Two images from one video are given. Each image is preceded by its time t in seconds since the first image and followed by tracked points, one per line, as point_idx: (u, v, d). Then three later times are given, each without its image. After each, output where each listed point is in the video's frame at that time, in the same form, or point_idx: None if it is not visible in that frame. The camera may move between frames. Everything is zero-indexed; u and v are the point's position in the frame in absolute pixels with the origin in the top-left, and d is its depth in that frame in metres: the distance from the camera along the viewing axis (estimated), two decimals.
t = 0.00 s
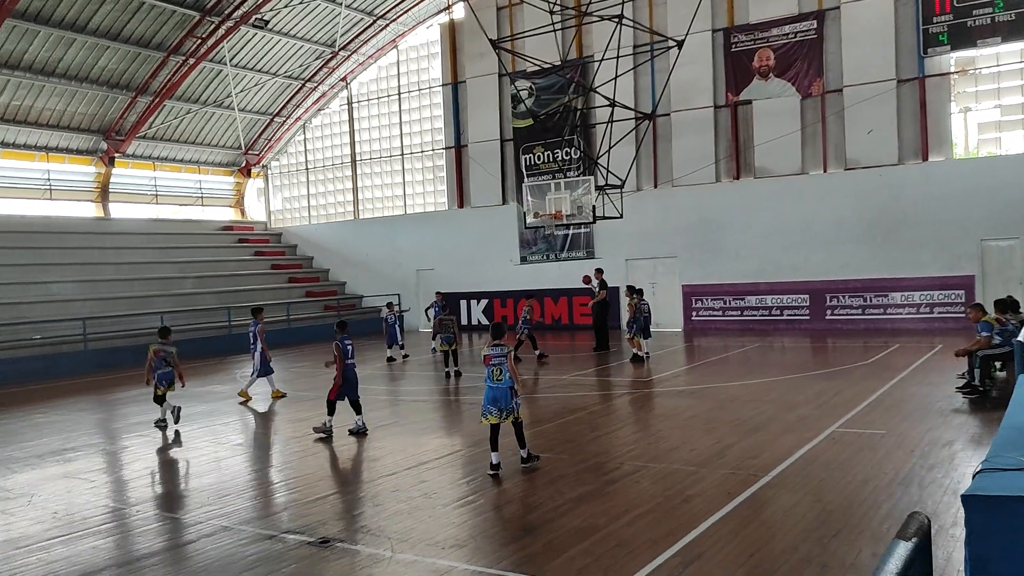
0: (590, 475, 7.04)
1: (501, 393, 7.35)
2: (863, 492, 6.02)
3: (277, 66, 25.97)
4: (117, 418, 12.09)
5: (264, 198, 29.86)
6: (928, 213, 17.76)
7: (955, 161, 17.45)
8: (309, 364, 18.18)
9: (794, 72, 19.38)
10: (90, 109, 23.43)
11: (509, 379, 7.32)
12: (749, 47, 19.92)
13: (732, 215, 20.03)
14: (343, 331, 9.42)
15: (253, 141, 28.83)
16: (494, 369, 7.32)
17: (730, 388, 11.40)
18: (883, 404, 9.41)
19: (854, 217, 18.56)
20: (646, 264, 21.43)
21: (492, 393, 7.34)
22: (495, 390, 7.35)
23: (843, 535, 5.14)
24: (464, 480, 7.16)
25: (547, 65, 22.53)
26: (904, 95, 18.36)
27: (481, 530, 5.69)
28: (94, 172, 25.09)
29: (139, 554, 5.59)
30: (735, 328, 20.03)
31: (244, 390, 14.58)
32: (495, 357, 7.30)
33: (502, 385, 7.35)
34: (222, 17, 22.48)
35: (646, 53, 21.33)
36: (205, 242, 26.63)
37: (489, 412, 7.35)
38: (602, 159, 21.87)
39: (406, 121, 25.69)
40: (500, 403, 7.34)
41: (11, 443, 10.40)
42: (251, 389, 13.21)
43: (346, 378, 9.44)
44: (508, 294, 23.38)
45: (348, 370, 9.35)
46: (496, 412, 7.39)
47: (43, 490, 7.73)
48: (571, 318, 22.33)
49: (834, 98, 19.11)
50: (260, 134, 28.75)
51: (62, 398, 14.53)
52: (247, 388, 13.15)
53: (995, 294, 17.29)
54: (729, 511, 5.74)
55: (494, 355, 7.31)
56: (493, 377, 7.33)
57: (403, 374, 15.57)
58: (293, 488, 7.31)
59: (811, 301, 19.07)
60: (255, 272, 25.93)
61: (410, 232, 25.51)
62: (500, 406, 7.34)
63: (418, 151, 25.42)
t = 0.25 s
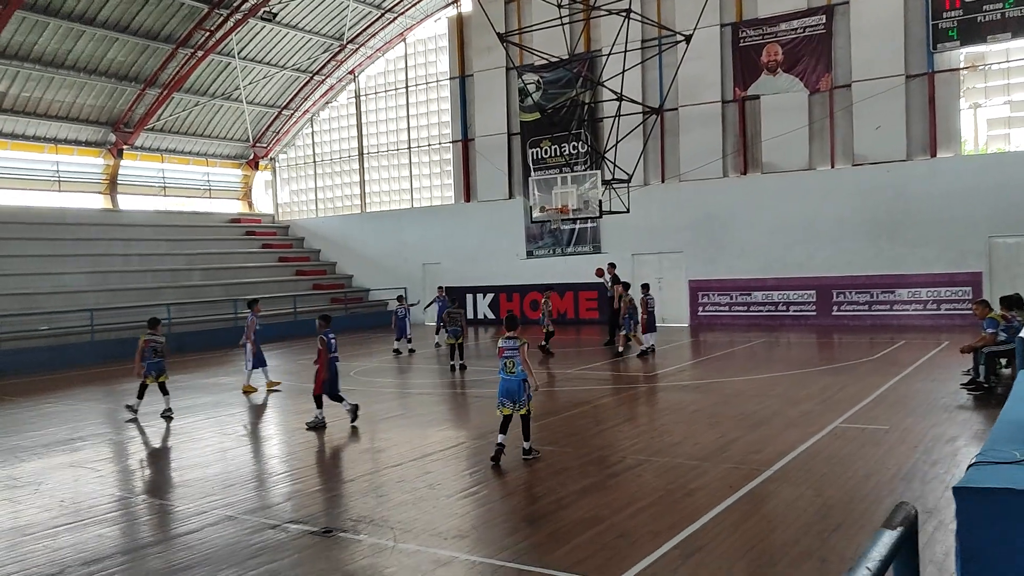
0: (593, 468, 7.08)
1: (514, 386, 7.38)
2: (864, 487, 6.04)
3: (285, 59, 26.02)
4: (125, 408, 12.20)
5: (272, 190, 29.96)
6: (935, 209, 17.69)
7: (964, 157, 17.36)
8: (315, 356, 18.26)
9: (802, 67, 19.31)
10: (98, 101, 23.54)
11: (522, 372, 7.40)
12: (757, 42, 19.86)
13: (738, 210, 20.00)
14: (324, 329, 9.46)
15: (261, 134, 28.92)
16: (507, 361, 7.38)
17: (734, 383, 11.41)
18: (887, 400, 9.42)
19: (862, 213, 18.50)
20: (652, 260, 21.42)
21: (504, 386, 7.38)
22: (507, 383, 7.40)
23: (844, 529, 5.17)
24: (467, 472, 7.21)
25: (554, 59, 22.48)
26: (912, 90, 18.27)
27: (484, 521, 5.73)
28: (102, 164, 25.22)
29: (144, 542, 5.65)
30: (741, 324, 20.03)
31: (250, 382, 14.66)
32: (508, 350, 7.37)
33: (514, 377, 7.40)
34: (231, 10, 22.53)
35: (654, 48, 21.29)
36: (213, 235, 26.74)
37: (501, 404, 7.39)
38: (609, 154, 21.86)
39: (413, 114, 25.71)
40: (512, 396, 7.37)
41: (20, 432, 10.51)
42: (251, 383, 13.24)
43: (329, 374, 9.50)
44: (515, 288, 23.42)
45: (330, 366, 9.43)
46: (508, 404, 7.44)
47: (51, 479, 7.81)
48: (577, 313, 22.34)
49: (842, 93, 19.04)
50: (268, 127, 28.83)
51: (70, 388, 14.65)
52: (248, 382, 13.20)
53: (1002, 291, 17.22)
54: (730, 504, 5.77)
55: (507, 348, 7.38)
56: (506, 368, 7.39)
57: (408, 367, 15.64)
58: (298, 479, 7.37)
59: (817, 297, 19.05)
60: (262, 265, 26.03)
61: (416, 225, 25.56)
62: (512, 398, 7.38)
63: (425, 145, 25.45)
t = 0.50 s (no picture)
0: (592, 463, 7.10)
1: (520, 378, 7.40)
2: (862, 483, 6.06)
3: (289, 53, 26.02)
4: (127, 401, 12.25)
5: (275, 184, 29.99)
6: (938, 207, 17.66)
7: (967, 155, 17.32)
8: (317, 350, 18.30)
9: (806, 63, 19.27)
10: (102, 95, 23.58)
11: (527, 364, 7.39)
12: (761, 38, 19.82)
13: (741, 207, 19.99)
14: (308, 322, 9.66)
15: (264, 128, 28.94)
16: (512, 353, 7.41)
17: (735, 380, 11.42)
18: (887, 397, 9.43)
19: (864, 210, 18.48)
20: (655, 256, 21.43)
21: (510, 378, 7.41)
22: (513, 375, 7.43)
23: (840, 524, 5.19)
24: (467, 466, 7.24)
25: (558, 55, 22.37)
26: (916, 87, 18.23)
27: (482, 514, 5.76)
28: (106, 158, 25.27)
29: (145, 533, 5.69)
30: (743, 321, 20.04)
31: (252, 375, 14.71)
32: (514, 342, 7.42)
33: (520, 370, 7.41)
34: (235, 3, 22.54)
35: (658, 43, 21.26)
36: (216, 229, 26.78)
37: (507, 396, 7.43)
38: (612, 149, 21.85)
39: (416, 109, 25.70)
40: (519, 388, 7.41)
41: (22, 424, 10.56)
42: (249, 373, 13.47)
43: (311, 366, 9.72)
44: (517, 283, 23.44)
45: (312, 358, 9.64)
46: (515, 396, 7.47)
47: (53, 471, 7.85)
48: (579, 309, 22.38)
49: (846, 90, 19.00)
50: (271, 122, 28.84)
51: (72, 381, 14.70)
52: (243, 373, 13.44)
53: (1004, 289, 17.20)
54: (728, 499, 5.80)
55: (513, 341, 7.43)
56: (511, 361, 7.42)
57: (410, 361, 15.68)
58: (299, 471, 7.41)
59: (819, 294, 19.04)
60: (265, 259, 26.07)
61: (419, 220, 25.59)
62: (519, 390, 7.40)
63: (428, 140, 25.45)
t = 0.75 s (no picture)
0: (590, 457, 7.14)
1: (519, 372, 7.47)
2: (857, 479, 6.11)
3: (288, 46, 25.98)
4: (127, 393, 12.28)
5: (274, 178, 29.98)
6: (936, 205, 17.70)
7: (965, 153, 17.36)
8: (316, 344, 18.33)
9: (805, 61, 19.27)
10: (101, 87, 23.55)
11: (525, 358, 7.48)
12: (761, 35, 19.81)
13: (740, 203, 20.02)
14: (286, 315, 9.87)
15: (264, 122, 28.92)
16: (510, 347, 7.46)
17: (732, 375, 11.47)
18: (884, 394, 9.48)
19: (862, 207, 18.52)
20: (653, 252, 21.46)
21: (510, 371, 7.49)
22: (512, 369, 7.50)
23: (836, 519, 5.24)
24: (466, 460, 7.28)
25: (558, 51, 22.40)
26: (915, 85, 18.24)
27: (481, 508, 5.80)
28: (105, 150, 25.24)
29: (146, 524, 5.73)
30: (740, 317, 20.10)
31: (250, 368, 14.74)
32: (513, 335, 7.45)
33: (518, 364, 7.49)
34: None
35: (658, 39, 21.24)
36: (215, 222, 26.77)
37: (506, 389, 7.51)
38: (611, 145, 21.87)
39: (415, 103, 25.68)
40: (518, 381, 7.46)
41: (22, 415, 10.59)
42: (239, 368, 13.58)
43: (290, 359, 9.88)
44: (515, 278, 23.43)
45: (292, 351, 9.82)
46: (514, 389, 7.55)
47: (54, 462, 7.88)
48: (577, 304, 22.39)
49: (845, 88, 19.00)
50: (270, 115, 28.79)
51: (71, 373, 14.73)
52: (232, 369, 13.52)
53: (1001, 287, 17.26)
54: (725, 494, 5.84)
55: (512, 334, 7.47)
56: (508, 356, 7.47)
57: (409, 355, 15.72)
58: (298, 464, 7.45)
59: (816, 291, 19.09)
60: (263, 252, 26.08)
61: (418, 215, 25.60)
62: (518, 384, 7.48)
63: (428, 134, 25.44)
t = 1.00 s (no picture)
0: (588, 450, 7.17)
1: (519, 364, 7.49)
2: (853, 473, 6.15)
3: (285, 38, 25.91)
4: (124, 385, 12.26)
5: (270, 170, 29.90)
6: (932, 201, 17.76)
7: (962, 150, 17.42)
8: (312, 337, 18.32)
9: (803, 56, 19.30)
10: (97, 78, 23.46)
11: (526, 350, 7.49)
12: (758, 30, 19.84)
13: (736, 199, 20.05)
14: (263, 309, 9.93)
15: (260, 114, 28.85)
16: (511, 340, 7.50)
17: (728, 370, 11.52)
18: (879, 389, 9.53)
19: (859, 203, 18.57)
20: (650, 246, 21.49)
21: (510, 363, 7.51)
22: (513, 361, 7.52)
23: (832, 513, 5.28)
24: (464, 453, 7.31)
25: (555, 45, 22.39)
26: (912, 82, 18.29)
27: (479, 500, 5.83)
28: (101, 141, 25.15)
29: (146, 515, 5.74)
30: (736, 312, 20.15)
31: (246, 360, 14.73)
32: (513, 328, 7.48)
33: (520, 356, 7.51)
34: None
35: (656, 34, 21.24)
36: (211, 214, 26.71)
37: (506, 381, 7.55)
38: (608, 139, 21.88)
39: (413, 96, 25.64)
40: (518, 373, 7.49)
41: (19, 407, 10.58)
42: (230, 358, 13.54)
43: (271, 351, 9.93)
44: (511, 271, 23.53)
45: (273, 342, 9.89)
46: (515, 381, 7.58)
47: (52, 453, 7.88)
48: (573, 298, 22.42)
49: (842, 84, 19.05)
50: (267, 107, 28.69)
51: (67, 364, 14.70)
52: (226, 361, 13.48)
53: (996, 284, 17.35)
54: (722, 488, 5.87)
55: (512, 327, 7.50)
56: (509, 348, 7.50)
57: (405, 348, 15.73)
58: (296, 456, 7.46)
59: (812, 287, 19.15)
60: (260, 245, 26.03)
61: (415, 208, 25.57)
62: (519, 376, 7.51)
63: (425, 128, 25.41)
